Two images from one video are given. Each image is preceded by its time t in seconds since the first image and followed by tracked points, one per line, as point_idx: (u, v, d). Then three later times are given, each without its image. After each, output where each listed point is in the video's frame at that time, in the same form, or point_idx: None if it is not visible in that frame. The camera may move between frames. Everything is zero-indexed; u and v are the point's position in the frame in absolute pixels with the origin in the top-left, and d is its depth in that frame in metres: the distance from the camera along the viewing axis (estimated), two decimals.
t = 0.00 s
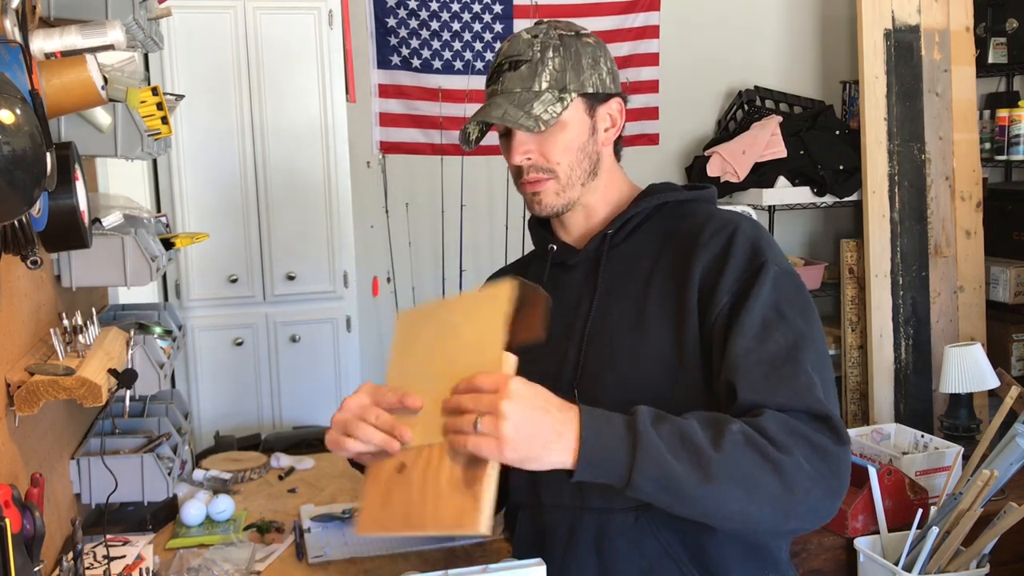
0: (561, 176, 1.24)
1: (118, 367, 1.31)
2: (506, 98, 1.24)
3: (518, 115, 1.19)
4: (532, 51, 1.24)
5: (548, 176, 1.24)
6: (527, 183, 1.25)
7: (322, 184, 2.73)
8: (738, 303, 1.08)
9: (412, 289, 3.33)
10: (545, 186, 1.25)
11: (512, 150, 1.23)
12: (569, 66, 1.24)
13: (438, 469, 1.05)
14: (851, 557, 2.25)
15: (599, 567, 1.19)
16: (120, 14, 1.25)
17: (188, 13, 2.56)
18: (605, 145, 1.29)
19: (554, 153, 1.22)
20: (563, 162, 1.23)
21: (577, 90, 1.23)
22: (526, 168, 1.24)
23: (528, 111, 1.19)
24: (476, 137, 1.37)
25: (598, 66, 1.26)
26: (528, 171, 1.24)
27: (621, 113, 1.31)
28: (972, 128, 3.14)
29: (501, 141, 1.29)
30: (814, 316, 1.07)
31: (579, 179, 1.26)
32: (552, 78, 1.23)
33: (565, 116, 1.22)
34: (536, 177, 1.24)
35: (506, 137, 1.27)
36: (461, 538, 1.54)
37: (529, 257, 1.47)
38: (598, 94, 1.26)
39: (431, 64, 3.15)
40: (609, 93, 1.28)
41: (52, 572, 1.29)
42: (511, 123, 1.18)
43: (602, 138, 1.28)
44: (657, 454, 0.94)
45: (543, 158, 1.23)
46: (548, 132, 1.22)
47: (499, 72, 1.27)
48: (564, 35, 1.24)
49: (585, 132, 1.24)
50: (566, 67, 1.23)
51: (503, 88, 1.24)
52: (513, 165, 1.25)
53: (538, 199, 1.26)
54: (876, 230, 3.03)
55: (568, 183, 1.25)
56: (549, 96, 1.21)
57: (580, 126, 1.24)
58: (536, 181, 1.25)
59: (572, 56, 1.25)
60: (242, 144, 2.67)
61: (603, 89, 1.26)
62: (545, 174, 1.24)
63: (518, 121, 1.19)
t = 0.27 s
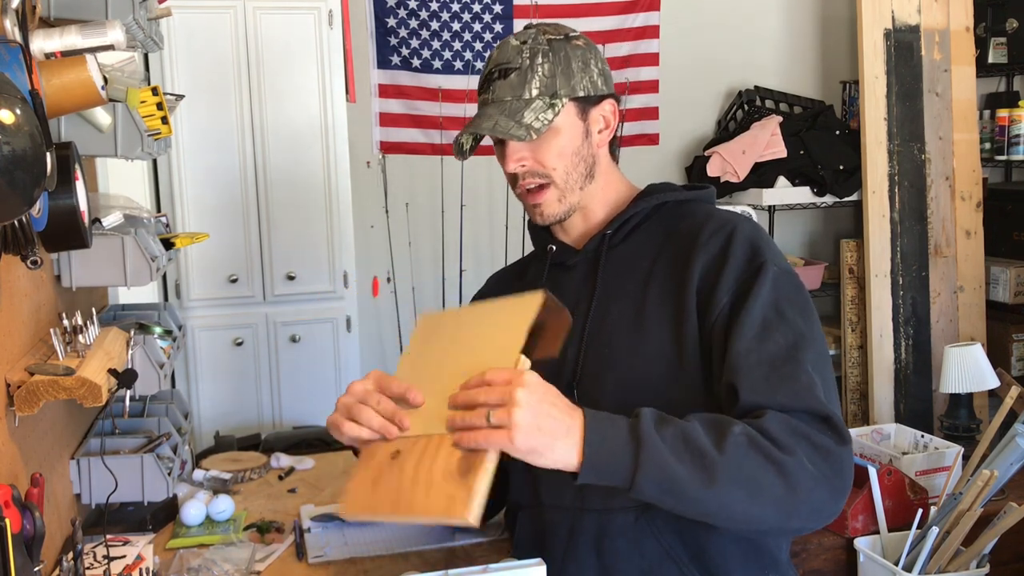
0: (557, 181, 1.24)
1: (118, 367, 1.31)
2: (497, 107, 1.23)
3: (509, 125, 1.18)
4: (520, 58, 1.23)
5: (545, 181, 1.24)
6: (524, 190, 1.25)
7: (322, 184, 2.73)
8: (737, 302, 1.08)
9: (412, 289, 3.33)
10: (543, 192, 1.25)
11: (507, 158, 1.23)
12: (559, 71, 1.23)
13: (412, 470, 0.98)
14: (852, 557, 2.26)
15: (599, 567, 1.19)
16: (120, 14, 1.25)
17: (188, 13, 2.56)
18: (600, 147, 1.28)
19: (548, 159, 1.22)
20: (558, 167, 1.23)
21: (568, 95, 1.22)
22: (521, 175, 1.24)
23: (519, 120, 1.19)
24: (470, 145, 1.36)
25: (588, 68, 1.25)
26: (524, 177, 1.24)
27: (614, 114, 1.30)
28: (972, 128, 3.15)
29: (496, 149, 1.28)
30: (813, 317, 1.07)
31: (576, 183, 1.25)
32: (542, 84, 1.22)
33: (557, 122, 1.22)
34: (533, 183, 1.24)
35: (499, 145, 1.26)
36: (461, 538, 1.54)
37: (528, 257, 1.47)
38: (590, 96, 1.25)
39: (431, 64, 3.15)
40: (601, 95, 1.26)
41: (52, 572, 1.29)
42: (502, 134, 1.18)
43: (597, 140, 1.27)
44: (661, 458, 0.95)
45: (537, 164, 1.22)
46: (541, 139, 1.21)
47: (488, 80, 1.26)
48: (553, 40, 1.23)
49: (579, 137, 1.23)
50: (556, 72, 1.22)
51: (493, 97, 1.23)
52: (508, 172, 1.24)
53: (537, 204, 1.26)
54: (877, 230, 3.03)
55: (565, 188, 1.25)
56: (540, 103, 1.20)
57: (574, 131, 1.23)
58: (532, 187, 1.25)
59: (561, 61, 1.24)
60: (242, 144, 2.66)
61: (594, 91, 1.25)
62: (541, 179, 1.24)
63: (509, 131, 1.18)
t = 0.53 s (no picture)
0: (547, 187, 1.23)
1: (118, 367, 1.31)
2: (482, 119, 1.23)
3: (493, 136, 1.18)
4: (503, 67, 1.22)
5: (535, 188, 1.23)
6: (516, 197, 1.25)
7: (322, 184, 2.73)
8: (741, 306, 1.07)
9: (412, 289, 3.33)
10: (533, 199, 1.24)
11: (496, 168, 1.23)
12: (541, 77, 1.21)
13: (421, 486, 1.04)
14: (852, 557, 2.26)
15: (599, 568, 1.19)
16: (120, 14, 1.25)
17: (188, 13, 2.57)
18: (591, 147, 1.26)
19: (536, 166, 1.21)
20: (548, 173, 1.22)
21: (552, 100, 1.21)
22: (513, 183, 1.23)
23: (503, 131, 1.18)
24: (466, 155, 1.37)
25: (573, 71, 1.23)
26: (515, 185, 1.23)
27: (604, 113, 1.27)
28: (972, 128, 3.15)
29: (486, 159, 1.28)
30: (814, 326, 1.08)
31: (566, 187, 1.24)
32: (525, 92, 1.21)
33: (543, 129, 1.21)
34: (522, 190, 1.24)
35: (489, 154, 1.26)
36: (461, 538, 1.54)
37: (530, 257, 1.45)
38: (576, 99, 1.23)
39: (431, 64, 3.15)
40: (587, 96, 1.25)
41: (52, 572, 1.29)
42: (486, 147, 1.17)
43: (586, 142, 1.25)
44: (670, 490, 0.94)
45: (526, 171, 1.22)
46: (527, 146, 1.20)
47: (474, 91, 1.26)
48: (534, 46, 1.22)
49: (566, 141, 1.22)
50: (539, 79, 1.21)
51: (478, 109, 1.24)
52: (500, 181, 1.24)
53: (528, 210, 1.26)
54: (876, 230, 3.03)
55: (555, 193, 1.24)
56: (523, 112, 1.20)
57: (560, 136, 1.22)
58: (524, 194, 1.24)
59: (544, 66, 1.22)
60: (242, 144, 2.67)
61: (580, 93, 1.23)
62: (531, 186, 1.23)
63: (494, 143, 1.17)
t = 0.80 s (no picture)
0: (538, 190, 1.20)
1: (118, 367, 1.31)
2: (468, 125, 1.21)
3: (479, 142, 1.16)
4: (488, 72, 1.20)
5: (525, 190, 1.20)
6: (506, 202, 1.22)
7: (322, 184, 2.73)
8: (751, 314, 1.06)
9: (412, 289, 3.33)
10: (523, 202, 1.21)
11: (485, 173, 1.21)
12: (527, 80, 1.19)
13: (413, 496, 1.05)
14: (851, 556, 2.27)
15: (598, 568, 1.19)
16: (121, 14, 1.25)
17: (188, 13, 2.57)
18: (581, 148, 1.23)
19: (525, 168, 1.19)
20: (537, 175, 1.19)
21: (539, 103, 1.19)
22: (503, 187, 1.21)
23: (488, 136, 1.16)
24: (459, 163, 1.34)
25: (559, 72, 1.21)
26: (505, 189, 1.21)
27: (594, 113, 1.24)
28: (972, 128, 3.15)
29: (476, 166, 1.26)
30: (819, 331, 1.09)
31: (557, 188, 1.21)
32: (511, 96, 1.19)
33: (529, 131, 1.18)
34: (512, 194, 1.21)
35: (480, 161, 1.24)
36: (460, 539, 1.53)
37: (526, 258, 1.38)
38: (563, 100, 1.21)
39: (431, 64, 3.15)
40: (575, 97, 1.22)
41: (52, 572, 1.29)
42: (471, 152, 1.15)
43: (576, 143, 1.22)
44: (693, 538, 0.93)
45: (515, 174, 1.19)
46: (514, 149, 1.18)
47: (461, 98, 1.24)
48: (518, 50, 1.20)
49: (553, 142, 1.20)
50: (524, 82, 1.19)
51: (465, 115, 1.22)
52: (490, 187, 1.22)
53: (520, 214, 1.23)
54: (877, 229, 3.03)
55: (546, 195, 1.21)
56: (509, 116, 1.18)
57: (548, 138, 1.19)
58: (514, 199, 1.21)
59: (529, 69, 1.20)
60: (242, 143, 2.66)
61: (567, 94, 1.21)
62: (521, 190, 1.20)
63: (479, 148, 1.15)
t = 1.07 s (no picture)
0: (538, 189, 1.20)
1: (118, 367, 1.31)
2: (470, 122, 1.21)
3: (480, 139, 1.16)
4: (490, 70, 1.20)
5: (525, 189, 1.20)
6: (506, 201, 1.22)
7: (322, 184, 2.72)
8: (737, 316, 1.05)
9: (413, 289, 3.33)
10: (523, 201, 1.21)
11: (485, 171, 1.20)
12: (528, 79, 1.19)
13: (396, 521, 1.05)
14: (851, 556, 2.27)
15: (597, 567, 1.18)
16: (120, 14, 1.25)
17: (189, 13, 2.57)
18: (582, 148, 1.23)
19: (526, 167, 1.18)
20: (538, 174, 1.19)
21: (540, 102, 1.19)
22: (502, 186, 1.21)
23: (489, 134, 1.16)
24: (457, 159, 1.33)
25: (561, 72, 1.20)
26: (505, 188, 1.21)
27: (595, 114, 1.24)
28: (972, 127, 3.15)
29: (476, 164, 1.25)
30: (808, 335, 1.08)
31: (558, 188, 1.21)
32: (512, 94, 1.18)
33: (531, 130, 1.18)
34: (513, 193, 1.21)
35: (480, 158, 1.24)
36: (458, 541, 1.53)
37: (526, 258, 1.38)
38: (564, 101, 1.21)
39: (431, 64, 3.15)
40: (577, 97, 1.22)
41: (52, 572, 1.29)
42: (472, 149, 1.15)
43: (577, 143, 1.22)
44: (654, 547, 0.95)
45: (516, 173, 1.19)
46: (515, 148, 1.18)
47: (462, 95, 1.24)
48: (521, 48, 1.20)
49: (555, 142, 1.20)
50: (526, 80, 1.19)
51: (466, 113, 1.21)
52: (490, 185, 1.22)
53: (520, 213, 1.22)
54: (876, 229, 3.03)
55: (547, 194, 1.21)
56: (510, 114, 1.17)
57: (549, 137, 1.19)
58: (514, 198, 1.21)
59: (531, 68, 1.20)
60: (242, 143, 2.66)
61: (569, 94, 1.20)
62: (522, 188, 1.20)
63: (480, 146, 1.15)
